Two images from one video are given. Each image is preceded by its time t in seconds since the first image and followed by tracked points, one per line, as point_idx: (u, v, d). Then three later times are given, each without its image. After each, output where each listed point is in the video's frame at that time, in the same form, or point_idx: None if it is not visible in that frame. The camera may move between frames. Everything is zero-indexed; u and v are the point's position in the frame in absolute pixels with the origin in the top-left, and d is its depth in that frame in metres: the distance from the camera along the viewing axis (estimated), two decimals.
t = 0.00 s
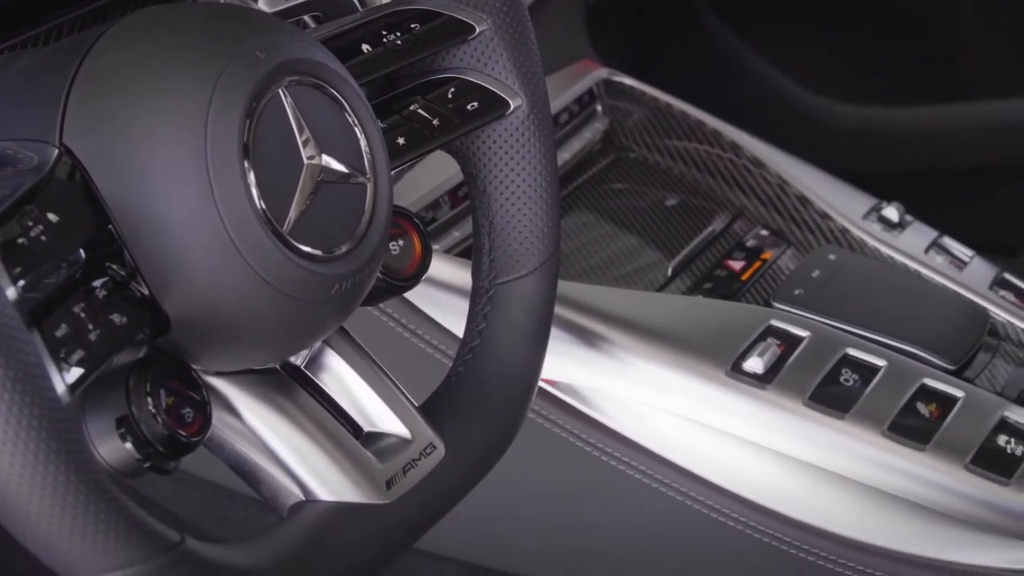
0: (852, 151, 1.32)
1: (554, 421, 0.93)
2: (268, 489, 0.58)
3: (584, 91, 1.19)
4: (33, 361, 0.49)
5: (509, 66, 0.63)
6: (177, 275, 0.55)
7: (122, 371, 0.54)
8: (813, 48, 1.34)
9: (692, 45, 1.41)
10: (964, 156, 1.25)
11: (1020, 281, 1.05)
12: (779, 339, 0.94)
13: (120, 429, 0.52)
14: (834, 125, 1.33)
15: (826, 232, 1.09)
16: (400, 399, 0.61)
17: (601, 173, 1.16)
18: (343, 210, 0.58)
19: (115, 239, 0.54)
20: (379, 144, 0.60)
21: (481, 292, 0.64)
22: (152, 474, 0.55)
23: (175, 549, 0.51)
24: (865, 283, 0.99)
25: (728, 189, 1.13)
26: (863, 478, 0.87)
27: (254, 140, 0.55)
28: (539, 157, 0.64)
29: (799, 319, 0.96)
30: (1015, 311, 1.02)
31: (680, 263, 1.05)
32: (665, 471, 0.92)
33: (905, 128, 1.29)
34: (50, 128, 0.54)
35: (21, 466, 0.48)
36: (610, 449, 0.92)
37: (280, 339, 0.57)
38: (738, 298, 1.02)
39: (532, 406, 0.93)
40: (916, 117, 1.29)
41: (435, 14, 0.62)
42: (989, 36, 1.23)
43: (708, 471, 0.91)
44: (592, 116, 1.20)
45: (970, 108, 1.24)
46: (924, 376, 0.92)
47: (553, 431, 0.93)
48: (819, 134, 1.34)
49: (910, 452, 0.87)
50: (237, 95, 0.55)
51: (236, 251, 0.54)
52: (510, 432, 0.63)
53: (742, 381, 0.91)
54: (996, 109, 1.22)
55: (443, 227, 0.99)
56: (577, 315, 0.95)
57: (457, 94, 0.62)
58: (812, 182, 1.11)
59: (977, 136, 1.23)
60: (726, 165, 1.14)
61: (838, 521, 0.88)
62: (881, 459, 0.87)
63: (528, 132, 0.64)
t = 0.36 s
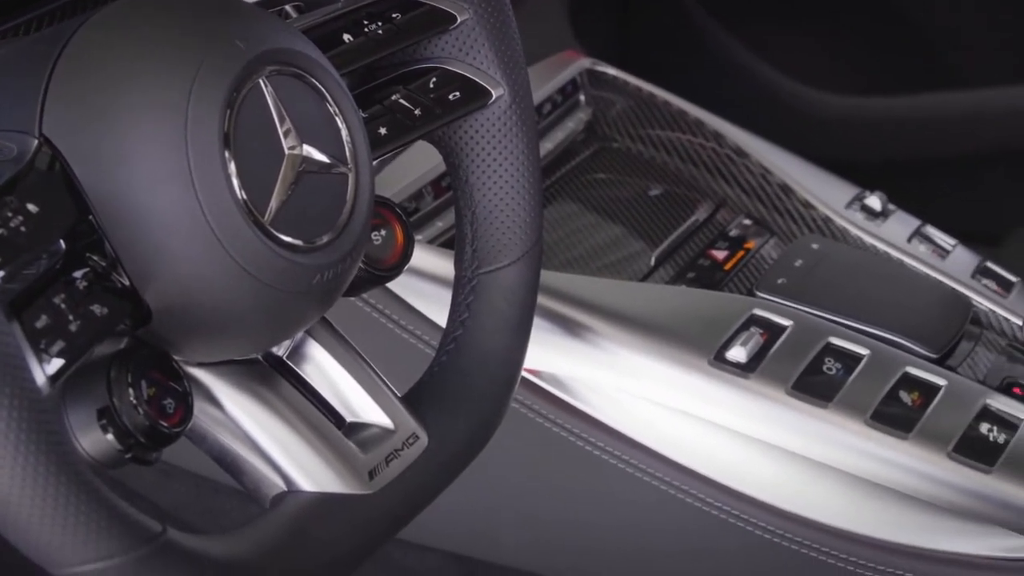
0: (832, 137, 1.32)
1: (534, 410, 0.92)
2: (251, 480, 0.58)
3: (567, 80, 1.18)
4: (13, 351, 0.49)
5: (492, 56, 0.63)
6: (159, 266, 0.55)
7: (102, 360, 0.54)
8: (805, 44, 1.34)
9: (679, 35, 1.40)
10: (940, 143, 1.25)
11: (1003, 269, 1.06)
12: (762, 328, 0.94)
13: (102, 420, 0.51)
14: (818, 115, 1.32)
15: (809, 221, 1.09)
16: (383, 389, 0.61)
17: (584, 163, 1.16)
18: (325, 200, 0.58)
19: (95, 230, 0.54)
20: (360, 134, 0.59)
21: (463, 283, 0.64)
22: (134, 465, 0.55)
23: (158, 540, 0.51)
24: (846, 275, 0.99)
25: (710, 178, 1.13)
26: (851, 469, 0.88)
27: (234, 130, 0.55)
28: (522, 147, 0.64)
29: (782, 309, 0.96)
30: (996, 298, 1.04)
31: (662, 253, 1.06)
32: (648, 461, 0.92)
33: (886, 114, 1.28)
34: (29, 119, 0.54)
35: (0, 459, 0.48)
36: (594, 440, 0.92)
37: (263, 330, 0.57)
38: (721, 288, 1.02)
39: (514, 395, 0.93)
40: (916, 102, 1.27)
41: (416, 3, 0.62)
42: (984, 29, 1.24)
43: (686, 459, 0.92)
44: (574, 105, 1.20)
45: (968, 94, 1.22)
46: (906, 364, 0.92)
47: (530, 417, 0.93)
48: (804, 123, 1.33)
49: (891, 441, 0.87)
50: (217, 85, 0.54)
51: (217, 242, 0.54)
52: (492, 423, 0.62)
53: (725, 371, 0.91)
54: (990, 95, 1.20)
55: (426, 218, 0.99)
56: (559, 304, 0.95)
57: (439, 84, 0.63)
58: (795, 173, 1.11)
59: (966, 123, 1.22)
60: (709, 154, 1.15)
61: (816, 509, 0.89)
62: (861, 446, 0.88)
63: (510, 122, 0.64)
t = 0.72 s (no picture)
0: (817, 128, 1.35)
1: (520, 403, 0.93)
2: (233, 473, 0.57)
3: (551, 71, 1.17)
4: None
5: (473, 47, 0.63)
6: (139, 258, 0.54)
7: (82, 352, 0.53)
8: (791, 36, 1.33)
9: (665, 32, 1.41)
10: (928, 134, 1.28)
11: (985, 260, 1.05)
12: (745, 318, 0.94)
13: (82, 413, 0.51)
14: (797, 104, 1.35)
15: (792, 211, 1.09)
16: (366, 380, 0.61)
17: (567, 154, 1.16)
18: (307, 192, 0.57)
19: (76, 223, 0.54)
20: (341, 125, 0.59)
21: (446, 274, 0.64)
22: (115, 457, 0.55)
23: (139, 532, 0.51)
24: (825, 267, 0.99)
25: (694, 169, 1.14)
26: (839, 459, 0.88)
27: (214, 121, 0.54)
28: (504, 138, 0.64)
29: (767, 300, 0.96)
30: (978, 288, 1.03)
31: (645, 244, 1.06)
32: (636, 454, 0.93)
33: (880, 107, 1.30)
34: (9, 111, 0.54)
35: None
36: (577, 430, 0.93)
37: (245, 322, 0.56)
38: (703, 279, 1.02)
39: (499, 387, 0.93)
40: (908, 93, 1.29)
41: None
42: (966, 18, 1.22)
43: (671, 450, 0.92)
44: (558, 96, 1.18)
45: (967, 84, 1.24)
46: (888, 354, 0.92)
47: (517, 410, 0.94)
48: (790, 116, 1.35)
49: (874, 432, 0.87)
50: (197, 77, 0.54)
51: (198, 235, 0.53)
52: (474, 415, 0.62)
53: (712, 364, 0.91)
54: (985, 85, 1.23)
55: (410, 209, 0.99)
56: (541, 295, 0.94)
57: (420, 75, 0.63)
58: (781, 165, 1.11)
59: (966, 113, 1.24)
60: (692, 145, 1.15)
61: (801, 499, 0.90)
62: (840, 433, 0.88)
63: (492, 113, 0.64)
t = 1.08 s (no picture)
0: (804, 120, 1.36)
1: (503, 395, 0.93)
2: (215, 465, 0.57)
3: (534, 63, 1.17)
4: None
5: (456, 39, 0.63)
6: (120, 251, 0.54)
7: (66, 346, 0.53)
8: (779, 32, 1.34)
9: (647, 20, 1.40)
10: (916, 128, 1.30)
11: (968, 250, 1.05)
12: (729, 310, 0.95)
13: (64, 406, 0.51)
14: (785, 97, 1.36)
15: (775, 203, 1.10)
16: (349, 373, 0.60)
17: (551, 146, 1.16)
18: (288, 184, 0.57)
19: (55, 216, 0.54)
20: (322, 117, 0.59)
21: (428, 266, 0.64)
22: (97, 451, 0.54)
23: (121, 524, 0.51)
24: (808, 258, 0.99)
25: (677, 160, 1.14)
26: (826, 452, 0.88)
27: (195, 114, 0.54)
28: (486, 130, 0.64)
29: (749, 291, 0.96)
30: (960, 279, 1.03)
31: (628, 235, 1.05)
32: (618, 445, 0.93)
33: (864, 99, 1.32)
34: None
35: None
36: (561, 422, 0.93)
37: (226, 315, 0.56)
38: (687, 270, 1.02)
39: (482, 379, 0.93)
40: (894, 84, 1.30)
41: None
42: (955, 14, 1.24)
43: (655, 442, 0.92)
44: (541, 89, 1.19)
45: (950, 76, 1.26)
46: (870, 344, 0.93)
47: (500, 402, 0.94)
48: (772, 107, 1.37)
49: (857, 422, 0.88)
50: (177, 69, 0.53)
51: (179, 228, 0.53)
52: (457, 406, 0.63)
53: (695, 355, 0.91)
54: (966, 77, 1.25)
55: (393, 201, 0.99)
56: (526, 288, 0.94)
57: (402, 66, 0.62)
58: (766, 158, 1.12)
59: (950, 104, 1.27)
60: (675, 137, 1.15)
61: (788, 491, 0.91)
62: (825, 425, 0.88)
63: (474, 104, 0.64)
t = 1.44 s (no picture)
0: (793, 115, 1.34)
1: (486, 386, 0.95)
2: (198, 460, 0.57)
3: (517, 57, 1.18)
4: None
5: (437, 32, 0.63)
6: (100, 245, 0.53)
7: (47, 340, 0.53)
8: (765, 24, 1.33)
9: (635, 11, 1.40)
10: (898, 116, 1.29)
11: (951, 242, 1.06)
12: (712, 303, 0.95)
13: (45, 400, 0.51)
14: (774, 91, 1.34)
15: (758, 195, 1.11)
16: (332, 368, 0.60)
17: (534, 139, 1.15)
18: (269, 177, 0.57)
19: (35, 210, 0.54)
20: (303, 110, 0.59)
21: (411, 259, 0.64)
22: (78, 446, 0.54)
23: (102, 519, 0.51)
24: (789, 249, 0.99)
25: (660, 153, 1.14)
26: (809, 444, 0.89)
27: (176, 107, 0.53)
28: (468, 122, 0.64)
29: (733, 283, 0.96)
30: (943, 270, 1.05)
31: (612, 227, 1.05)
32: (603, 439, 0.95)
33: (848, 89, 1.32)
34: None
35: None
36: (544, 415, 0.95)
37: (208, 309, 0.56)
38: (671, 263, 1.02)
39: (465, 371, 0.95)
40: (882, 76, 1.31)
41: None
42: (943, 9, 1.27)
43: (638, 435, 0.94)
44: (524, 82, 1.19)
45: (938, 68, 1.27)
46: (854, 337, 0.93)
47: (482, 393, 0.95)
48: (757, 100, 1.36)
49: (839, 414, 0.88)
50: (157, 62, 0.53)
51: (159, 222, 0.53)
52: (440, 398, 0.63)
53: (676, 347, 0.91)
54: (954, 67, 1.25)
55: (376, 195, 0.99)
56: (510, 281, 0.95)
57: (384, 60, 0.62)
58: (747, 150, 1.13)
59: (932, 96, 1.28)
60: (658, 129, 1.16)
61: (770, 482, 0.92)
62: (808, 417, 0.89)
63: (456, 97, 0.64)
